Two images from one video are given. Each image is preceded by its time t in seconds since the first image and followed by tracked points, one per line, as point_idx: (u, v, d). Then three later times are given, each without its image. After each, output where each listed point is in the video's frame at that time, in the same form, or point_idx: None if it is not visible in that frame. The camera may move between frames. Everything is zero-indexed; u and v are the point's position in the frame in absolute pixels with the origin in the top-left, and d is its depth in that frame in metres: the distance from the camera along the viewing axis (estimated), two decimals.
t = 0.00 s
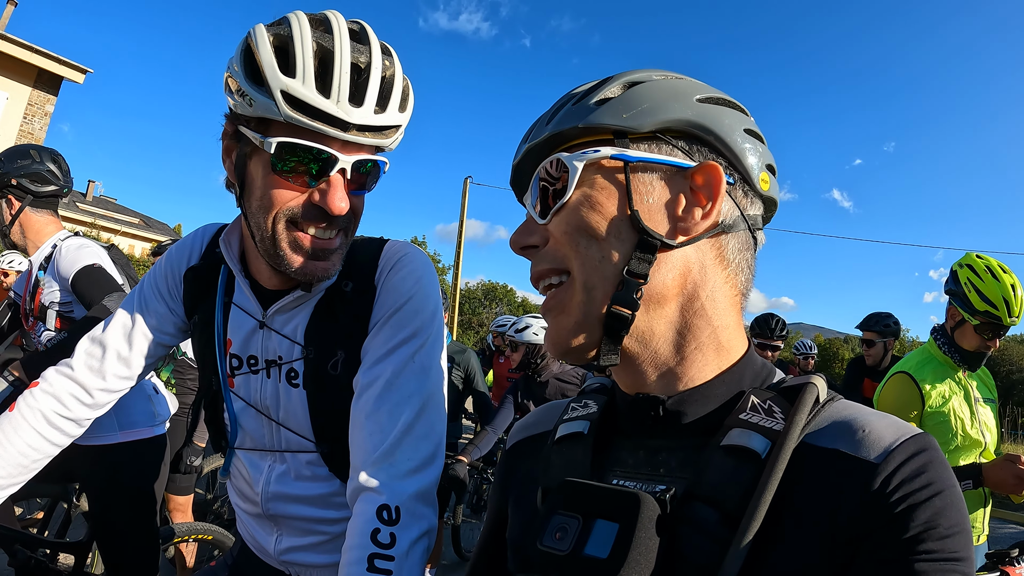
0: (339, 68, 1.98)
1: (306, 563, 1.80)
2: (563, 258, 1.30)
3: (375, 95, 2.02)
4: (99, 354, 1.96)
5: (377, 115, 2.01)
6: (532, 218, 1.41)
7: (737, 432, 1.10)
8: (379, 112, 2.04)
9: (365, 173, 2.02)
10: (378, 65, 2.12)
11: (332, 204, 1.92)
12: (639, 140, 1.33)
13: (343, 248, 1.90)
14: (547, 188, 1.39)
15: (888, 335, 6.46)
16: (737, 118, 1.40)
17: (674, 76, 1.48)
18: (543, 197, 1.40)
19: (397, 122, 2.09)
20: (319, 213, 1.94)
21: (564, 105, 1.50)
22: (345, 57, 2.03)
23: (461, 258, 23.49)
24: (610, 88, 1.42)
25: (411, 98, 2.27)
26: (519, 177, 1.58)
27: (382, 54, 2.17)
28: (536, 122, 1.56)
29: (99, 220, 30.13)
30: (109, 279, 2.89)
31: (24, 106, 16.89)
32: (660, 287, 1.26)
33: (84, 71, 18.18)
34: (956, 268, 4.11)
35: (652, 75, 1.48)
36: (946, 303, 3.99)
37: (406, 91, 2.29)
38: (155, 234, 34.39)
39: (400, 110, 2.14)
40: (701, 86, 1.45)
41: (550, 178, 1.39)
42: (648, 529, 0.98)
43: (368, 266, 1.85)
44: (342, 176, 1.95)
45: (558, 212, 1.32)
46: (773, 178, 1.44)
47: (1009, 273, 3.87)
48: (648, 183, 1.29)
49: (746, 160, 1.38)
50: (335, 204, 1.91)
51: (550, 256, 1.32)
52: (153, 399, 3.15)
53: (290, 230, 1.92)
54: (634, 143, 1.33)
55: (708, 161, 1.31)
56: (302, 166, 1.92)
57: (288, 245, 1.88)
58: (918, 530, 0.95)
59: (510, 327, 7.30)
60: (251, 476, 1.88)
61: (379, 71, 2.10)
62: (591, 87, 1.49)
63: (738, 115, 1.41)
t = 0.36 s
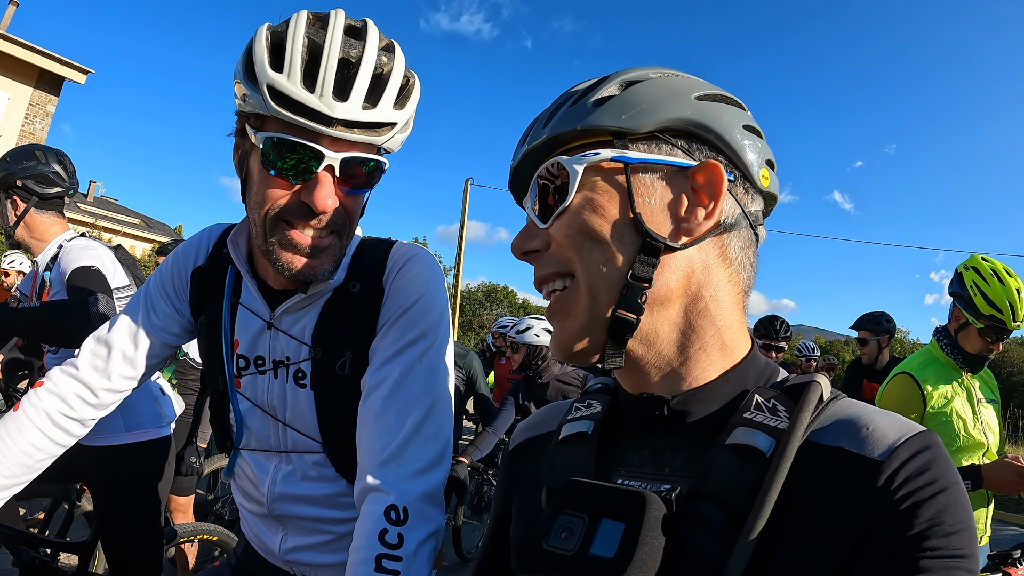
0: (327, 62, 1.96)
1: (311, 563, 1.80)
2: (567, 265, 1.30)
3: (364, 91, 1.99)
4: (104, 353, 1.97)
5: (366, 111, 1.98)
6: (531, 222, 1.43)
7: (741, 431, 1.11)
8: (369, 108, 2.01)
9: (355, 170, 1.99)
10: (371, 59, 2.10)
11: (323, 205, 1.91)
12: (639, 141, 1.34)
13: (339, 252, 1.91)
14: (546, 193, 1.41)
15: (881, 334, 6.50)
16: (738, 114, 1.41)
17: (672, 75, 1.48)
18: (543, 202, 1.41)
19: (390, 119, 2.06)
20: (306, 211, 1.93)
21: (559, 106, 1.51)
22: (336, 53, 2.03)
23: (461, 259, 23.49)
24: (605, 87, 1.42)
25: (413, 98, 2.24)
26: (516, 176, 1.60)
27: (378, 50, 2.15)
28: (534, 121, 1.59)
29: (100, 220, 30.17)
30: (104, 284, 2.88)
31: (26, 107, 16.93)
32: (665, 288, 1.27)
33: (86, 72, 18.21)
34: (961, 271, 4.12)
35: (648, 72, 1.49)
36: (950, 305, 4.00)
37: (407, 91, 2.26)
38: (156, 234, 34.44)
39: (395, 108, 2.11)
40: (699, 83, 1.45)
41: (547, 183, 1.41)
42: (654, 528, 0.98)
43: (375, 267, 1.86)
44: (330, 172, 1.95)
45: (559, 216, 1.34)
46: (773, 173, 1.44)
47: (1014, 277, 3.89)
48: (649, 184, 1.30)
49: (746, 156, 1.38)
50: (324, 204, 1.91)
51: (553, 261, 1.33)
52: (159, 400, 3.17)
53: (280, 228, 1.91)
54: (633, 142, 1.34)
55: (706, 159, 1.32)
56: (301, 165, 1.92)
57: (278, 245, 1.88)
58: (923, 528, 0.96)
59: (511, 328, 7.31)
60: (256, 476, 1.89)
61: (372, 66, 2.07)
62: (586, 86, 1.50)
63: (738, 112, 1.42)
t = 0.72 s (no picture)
0: (270, 77, 1.87)
1: (307, 565, 1.80)
2: (592, 284, 1.20)
3: (305, 109, 1.82)
4: (100, 355, 1.97)
5: (306, 129, 1.81)
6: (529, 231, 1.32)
7: (735, 433, 1.10)
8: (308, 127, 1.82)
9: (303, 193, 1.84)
10: (325, 70, 1.92)
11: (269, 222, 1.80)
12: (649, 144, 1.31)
13: (301, 273, 1.85)
14: (544, 200, 1.30)
15: (871, 336, 6.58)
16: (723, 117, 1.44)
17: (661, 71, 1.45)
18: (547, 215, 1.29)
19: (339, 136, 1.85)
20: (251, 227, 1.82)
21: (543, 96, 1.38)
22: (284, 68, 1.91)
23: (462, 261, 23.49)
24: (603, 81, 1.34)
25: (388, 111, 2.01)
26: (484, 173, 1.46)
27: (337, 60, 1.96)
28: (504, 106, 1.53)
29: (102, 222, 30.23)
30: (86, 284, 2.86)
31: (29, 108, 17.01)
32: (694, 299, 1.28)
33: (88, 74, 18.28)
34: (962, 272, 4.11)
35: (644, 64, 1.43)
36: (951, 307, 3.98)
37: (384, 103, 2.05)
38: (157, 236, 34.52)
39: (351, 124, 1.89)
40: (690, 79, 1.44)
41: (539, 189, 1.31)
42: (647, 531, 0.98)
43: (373, 269, 1.86)
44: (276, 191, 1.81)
45: (580, 233, 1.22)
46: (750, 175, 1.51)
47: (1014, 278, 3.88)
48: (669, 190, 1.28)
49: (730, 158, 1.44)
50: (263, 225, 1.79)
51: (569, 281, 1.22)
52: (160, 402, 3.19)
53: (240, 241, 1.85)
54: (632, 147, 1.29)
55: (710, 161, 1.37)
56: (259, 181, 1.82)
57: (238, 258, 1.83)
58: (917, 528, 0.95)
59: (511, 330, 7.31)
60: (251, 478, 1.89)
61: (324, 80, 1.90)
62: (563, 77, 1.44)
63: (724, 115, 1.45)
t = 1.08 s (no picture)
0: (209, 123, 1.80)
1: None
2: (676, 275, 1.19)
3: (246, 155, 1.74)
4: (103, 366, 1.98)
5: (246, 177, 1.72)
6: (601, 205, 1.23)
7: (725, 443, 1.11)
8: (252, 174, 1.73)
9: (280, 226, 1.75)
10: (264, 105, 1.81)
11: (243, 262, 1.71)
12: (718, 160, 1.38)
13: (290, 302, 1.81)
14: (622, 180, 1.25)
15: (872, 344, 6.56)
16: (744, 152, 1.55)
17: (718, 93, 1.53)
18: (627, 189, 1.25)
19: (285, 179, 1.74)
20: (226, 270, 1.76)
21: (644, 69, 1.34)
22: (225, 109, 1.83)
23: (462, 268, 23.50)
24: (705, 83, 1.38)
25: (346, 139, 1.87)
26: (557, 128, 1.34)
27: (279, 91, 1.84)
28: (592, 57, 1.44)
29: (101, 229, 30.25)
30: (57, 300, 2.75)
31: (29, 115, 17.07)
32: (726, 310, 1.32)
33: (88, 81, 18.32)
34: (960, 277, 4.13)
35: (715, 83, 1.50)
36: (950, 312, 4.00)
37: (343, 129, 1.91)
38: (157, 243, 34.55)
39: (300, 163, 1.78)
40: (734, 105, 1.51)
41: (624, 165, 1.25)
42: (642, 545, 0.98)
43: (381, 282, 1.85)
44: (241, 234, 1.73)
45: (670, 221, 1.21)
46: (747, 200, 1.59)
47: (1014, 283, 3.89)
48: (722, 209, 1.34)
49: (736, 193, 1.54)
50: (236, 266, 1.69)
51: (648, 268, 1.19)
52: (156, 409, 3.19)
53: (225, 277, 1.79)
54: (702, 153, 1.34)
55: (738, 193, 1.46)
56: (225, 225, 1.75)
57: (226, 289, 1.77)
58: (909, 531, 0.96)
59: (511, 336, 7.31)
60: (256, 490, 1.89)
61: (262, 119, 1.79)
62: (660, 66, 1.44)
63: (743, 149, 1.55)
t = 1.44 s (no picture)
0: (181, 142, 1.85)
1: None
2: (693, 284, 1.23)
3: (217, 169, 1.77)
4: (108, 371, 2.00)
5: (216, 192, 1.74)
6: (631, 202, 1.24)
7: (709, 448, 1.13)
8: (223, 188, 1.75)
9: (266, 236, 1.76)
10: (230, 121, 1.82)
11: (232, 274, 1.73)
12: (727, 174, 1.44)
13: (283, 310, 1.83)
14: (652, 182, 1.27)
15: (875, 348, 6.56)
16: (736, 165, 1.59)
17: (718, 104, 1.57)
18: (655, 191, 1.26)
19: (254, 193, 1.75)
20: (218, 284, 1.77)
21: (685, 79, 1.39)
22: (196, 125, 1.87)
23: (462, 273, 23.50)
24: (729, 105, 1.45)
25: (317, 149, 1.87)
26: (598, 116, 1.32)
27: (248, 105, 1.86)
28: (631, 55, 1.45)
29: (101, 234, 30.29)
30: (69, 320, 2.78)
31: (29, 120, 17.12)
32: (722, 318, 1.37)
33: (88, 85, 18.37)
34: (956, 281, 4.15)
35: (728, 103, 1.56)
36: (947, 316, 4.01)
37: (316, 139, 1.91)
38: (157, 247, 34.59)
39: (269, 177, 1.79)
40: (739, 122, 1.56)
41: (656, 168, 1.27)
42: (626, 551, 1.00)
43: (382, 289, 1.88)
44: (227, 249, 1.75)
45: (694, 230, 1.24)
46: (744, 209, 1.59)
47: (1010, 286, 3.91)
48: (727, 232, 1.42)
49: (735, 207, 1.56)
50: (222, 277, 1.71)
51: (668, 271, 1.21)
52: (150, 414, 3.20)
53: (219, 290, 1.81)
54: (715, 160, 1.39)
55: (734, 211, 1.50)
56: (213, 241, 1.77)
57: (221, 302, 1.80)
58: (894, 534, 0.98)
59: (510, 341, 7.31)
60: (259, 495, 1.91)
61: (229, 134, 1.81)
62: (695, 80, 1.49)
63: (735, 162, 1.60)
